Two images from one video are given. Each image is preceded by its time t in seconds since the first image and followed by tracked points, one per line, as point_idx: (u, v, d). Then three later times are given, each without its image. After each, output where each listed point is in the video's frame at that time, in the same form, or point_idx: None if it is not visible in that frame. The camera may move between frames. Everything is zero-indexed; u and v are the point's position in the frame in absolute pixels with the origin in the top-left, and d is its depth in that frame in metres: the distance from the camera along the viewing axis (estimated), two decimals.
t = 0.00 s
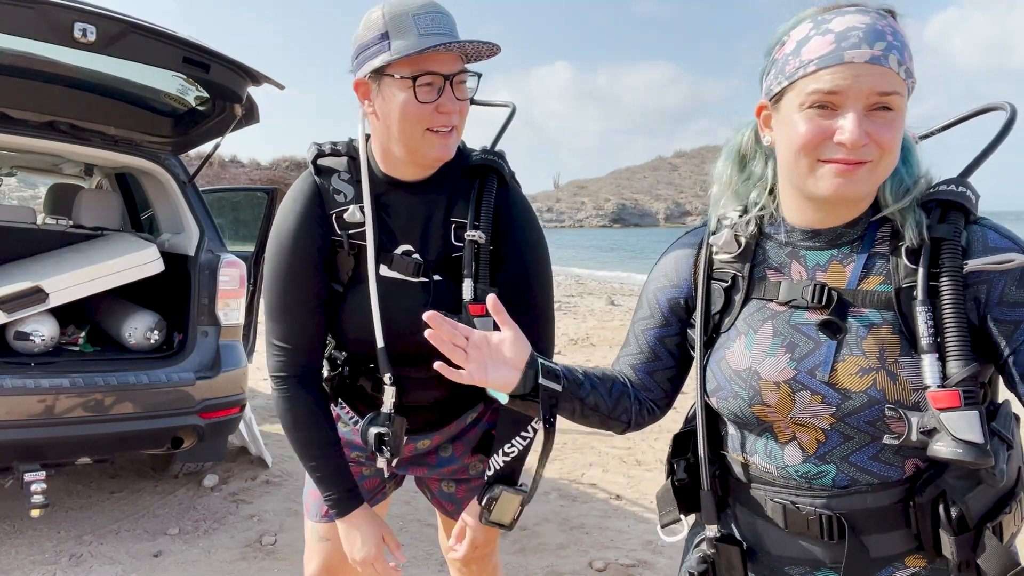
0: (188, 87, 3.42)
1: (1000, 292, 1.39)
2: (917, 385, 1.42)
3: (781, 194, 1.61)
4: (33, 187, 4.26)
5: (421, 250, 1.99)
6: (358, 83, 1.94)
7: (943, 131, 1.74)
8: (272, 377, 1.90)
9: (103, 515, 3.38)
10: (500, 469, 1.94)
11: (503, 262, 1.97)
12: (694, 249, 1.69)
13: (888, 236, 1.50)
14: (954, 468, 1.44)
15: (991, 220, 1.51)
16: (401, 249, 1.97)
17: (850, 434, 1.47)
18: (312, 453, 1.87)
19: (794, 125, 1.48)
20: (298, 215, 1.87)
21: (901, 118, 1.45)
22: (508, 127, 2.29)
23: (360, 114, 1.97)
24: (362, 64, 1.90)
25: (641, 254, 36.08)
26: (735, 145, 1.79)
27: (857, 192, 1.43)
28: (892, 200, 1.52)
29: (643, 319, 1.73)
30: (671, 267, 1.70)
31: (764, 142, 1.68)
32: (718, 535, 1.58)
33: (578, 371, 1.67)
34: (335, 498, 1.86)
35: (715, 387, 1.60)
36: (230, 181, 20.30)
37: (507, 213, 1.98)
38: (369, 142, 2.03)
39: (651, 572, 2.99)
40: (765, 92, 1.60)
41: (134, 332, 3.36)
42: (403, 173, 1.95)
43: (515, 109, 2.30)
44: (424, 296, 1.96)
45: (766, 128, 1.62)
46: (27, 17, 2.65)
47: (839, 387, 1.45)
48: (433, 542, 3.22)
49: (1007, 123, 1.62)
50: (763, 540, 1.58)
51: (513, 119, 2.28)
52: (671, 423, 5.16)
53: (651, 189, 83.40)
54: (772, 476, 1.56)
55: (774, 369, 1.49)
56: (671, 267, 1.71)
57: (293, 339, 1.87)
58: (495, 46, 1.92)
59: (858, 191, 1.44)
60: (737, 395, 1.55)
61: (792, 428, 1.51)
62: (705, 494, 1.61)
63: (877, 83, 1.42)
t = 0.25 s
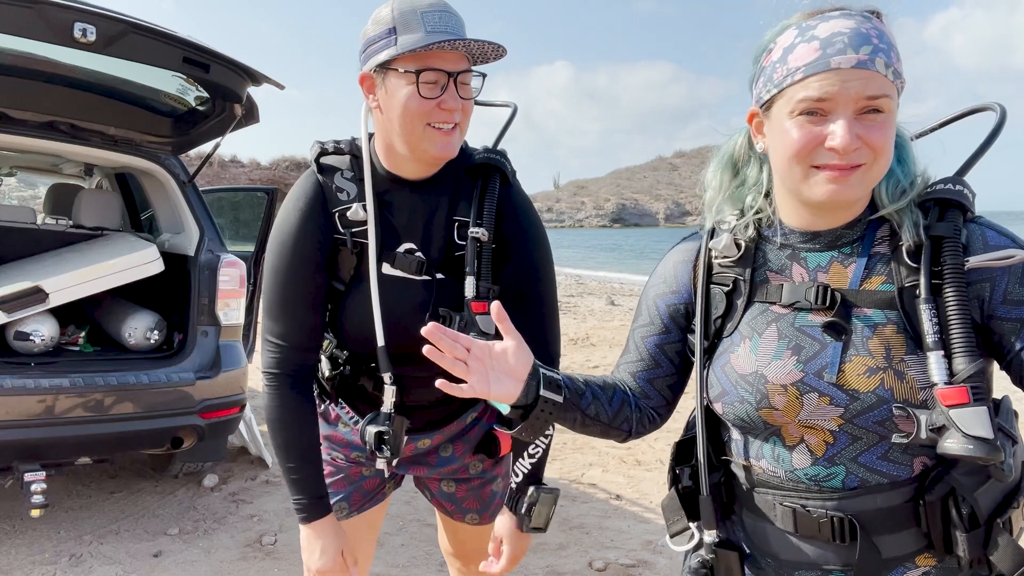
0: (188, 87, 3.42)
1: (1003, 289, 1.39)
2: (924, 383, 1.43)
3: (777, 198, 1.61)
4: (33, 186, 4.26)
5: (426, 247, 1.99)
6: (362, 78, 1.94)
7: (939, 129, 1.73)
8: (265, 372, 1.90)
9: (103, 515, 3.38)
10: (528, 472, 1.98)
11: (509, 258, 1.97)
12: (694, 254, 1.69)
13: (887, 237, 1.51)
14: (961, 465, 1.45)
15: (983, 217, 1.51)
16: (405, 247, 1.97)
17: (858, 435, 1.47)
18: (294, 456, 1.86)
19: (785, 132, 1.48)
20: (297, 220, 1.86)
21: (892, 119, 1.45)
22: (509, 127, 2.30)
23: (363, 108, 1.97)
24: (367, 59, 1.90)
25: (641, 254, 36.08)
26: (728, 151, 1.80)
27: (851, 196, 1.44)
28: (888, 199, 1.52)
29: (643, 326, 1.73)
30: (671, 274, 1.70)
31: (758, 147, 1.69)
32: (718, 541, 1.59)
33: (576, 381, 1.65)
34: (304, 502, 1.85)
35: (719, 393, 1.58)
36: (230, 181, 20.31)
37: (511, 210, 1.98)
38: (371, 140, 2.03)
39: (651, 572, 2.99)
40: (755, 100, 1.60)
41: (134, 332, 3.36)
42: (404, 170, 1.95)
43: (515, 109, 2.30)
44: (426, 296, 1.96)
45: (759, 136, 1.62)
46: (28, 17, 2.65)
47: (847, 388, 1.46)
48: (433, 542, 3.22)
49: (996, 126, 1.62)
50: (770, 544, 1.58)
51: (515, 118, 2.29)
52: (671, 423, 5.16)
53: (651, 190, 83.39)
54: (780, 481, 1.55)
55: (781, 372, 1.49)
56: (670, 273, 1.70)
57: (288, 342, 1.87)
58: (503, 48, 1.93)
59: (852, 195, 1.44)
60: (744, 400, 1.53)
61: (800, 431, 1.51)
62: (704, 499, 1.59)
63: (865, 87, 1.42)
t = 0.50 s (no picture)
0: (188, 87, 3.42)
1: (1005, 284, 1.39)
2: (929, 377, 1.43)
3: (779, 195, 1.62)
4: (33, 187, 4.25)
5: (427, 247, 1.99)
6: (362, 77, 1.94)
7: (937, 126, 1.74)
8: (259, 372, 1.90)
9: (103, 516, 3.38)
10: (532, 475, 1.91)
11: (510, 258, 1.96)
12: (695, 251, 1.68)
13: (890, 232, 1.51)
14: (964, 460, 1.46)
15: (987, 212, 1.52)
16: (405, 247, 1.97)
17: (862, 432, 1.47)
18: (280, 457, 1.87)
19: (784, 128, 1.48)
20: (296, 221, 1.86)
21: (891, 111, 1.45)
22: (510, 127, 2.29)
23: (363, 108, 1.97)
24: (368, 58, 1.90)
25: (640, 254, 36.09)
26: (729, 149, 1.80)
27: (852, 190, 1.44)
28: (891, 198, 1.51)
29: (643, 324, 1.72)
30: (672, 270, 1.68)
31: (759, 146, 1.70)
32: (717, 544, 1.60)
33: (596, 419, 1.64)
34: (287, 505, 1.85)
35: (722, 389, 1.59)
36: (230, 181, 20.31)
37: (512, 211, 1.98)
38: (371, 141, 2.03)
39: (651, 572, 2.99)
40: (753, 98, 1.60)
41: (134, 332, 3.36)
42: (403, 171, 1.96)
43: (515, 109, 2.30)
44: (427, 296, 1.96)
45: (758, 134, 1.62)
46: (28, 17, 2.65)
47: (853, 383, 1.45)
48: (433, 542, 3.22)
49: (994, 122, 1.62)
50: (773, 543, 1.58)
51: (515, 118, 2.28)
52: (671, 423, 5.16)
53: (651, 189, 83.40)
54: (784, 478, 1.55)
55: (785, 367, 1.49)
56: (671, 270, 1.69)
57: (286, 341, 1.87)
58: (503, 51, 1.93)
59: (853, 189, 1.44)
60: (748, 396, 1.54)
61: (805, 427, 1.51)
62: (704, 501, 1.59)
63: (862, 80, 1.42)
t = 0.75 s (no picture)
0: (188, 87, 3.42)
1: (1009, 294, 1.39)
2: (932, 380, 1.43)
3: (784, 195, 1.61)
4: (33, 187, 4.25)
5: (422, 249, 1.99)
6: (358, 78, 1.94)
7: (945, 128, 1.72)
8: (269, 376, 1.90)
9: (102, 515, 3.38)
10: (515, 478, 1.91)
11: (503, 266, 1.95)
12: (696, 251, 1.67)
13: (895, 233, 1.51)
14: (963, 463, 1.47)
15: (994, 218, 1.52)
16: (401, 250, 1.97)
17: (862, 435, 1.47)
18: (295, 458, 1.87)
19: (785, 124, 1.49)
20: (294, 223, 1.86)
21: (893, 107, 1.45)
22: (507, 127, 2.29)
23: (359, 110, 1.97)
24: (364, 59, 1.90)
25: (640, 254, 36.06)
26: (734, 148, 1.80)
27: (854, 185, 1.43)
28: (897, 199, 1.52)
29: (653, 332, 1.71)
30: (675, 270, 1.68)
31: (763, 146, 1.69)
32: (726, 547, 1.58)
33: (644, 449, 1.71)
34: (309, 505, 1.86)
35: (722, 389, 1.60)
36: (230, 181, 20.32)
37: (507, 218, 1.95)
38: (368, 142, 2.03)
39: (651, 572, 2.99)
40: (756, 98, 1.61)
41: (135, 332, 3.36)
42: (398, 173, 1.96)
43: (514, 108, 2.30)
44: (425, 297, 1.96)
45: (762, 132, 1.62)
46: (28, 17, 2.65)
47: (853, 385, 1.45)
48: (433, 542, 3.22)
49: (1004, 123, 1.62)
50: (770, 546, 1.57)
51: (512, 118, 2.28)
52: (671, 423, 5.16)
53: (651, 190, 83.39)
54: (782, 480, 1.55)
55: (785, 368, 1.49)
56: (673, 271, 1.69)
57: (287, 342, 1.87)
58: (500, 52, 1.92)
59: (855, 184, 1.43)
60: (747, 396, 1.54)
61: (803, 430, 1.51)
62: (710, 502, 1.60)
63: (863, 75, 1.42)
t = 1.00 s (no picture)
0: (188, 87, 3.42)
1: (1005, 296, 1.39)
2: (931, 385, 1.42)
3: (783, 197, 1.62)
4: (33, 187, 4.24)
5: (418, 251, 1.99)
6: (353, 78, 1.94)
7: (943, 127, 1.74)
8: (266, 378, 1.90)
9: (102, 515, 3.38)
10: (514, 477, 1.90)
11: (499, 265, 1.94)
12: (695, 252, 1.67)
13: (893, 236, 1.51)
14: (963, 467, 1.47)
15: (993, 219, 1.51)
16: (397, 250, 1.97)
17: (861, 439, 1.47)
18: (294, 459, 1.87)
19: (781, 126, 1.49)
20: (290, 223, 1.86)
21: (890, 108, 1.45)
22: (507, 127, 2.29)
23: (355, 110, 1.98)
24: (358, 59, 1.90)
25: (640, 254, 36.07)
26: (731, 150, 1.81)
27: (850, 186, 1.43)
28: (894, 200, 1.52)
29: (648, 331, 1.70)
30: (674, 270, 1.68)
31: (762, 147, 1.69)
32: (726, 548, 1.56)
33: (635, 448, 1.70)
34: (310, 506, 1.85)
35: (719, 392, 1.60)
36: (230, 181, 20.33)
37: (502, 218, 1.95)
38: (365, 141, 2.03)
39: (651, 572, 2.99)
40: (754, 99, 1.61)
41: (134, 332, 3.36)
42: (393, 174, 1.96)
43: (514, 109, 2.30)
44: (421, 299, 1.95)
45: (760, 134, 1.63)
46: (28, 17, 2.65)
47: (852, 389, 1.45)
48: (433, 542, 3.22)
49: (1005, 122, 1.62)
50: (769, 549, 1.58)
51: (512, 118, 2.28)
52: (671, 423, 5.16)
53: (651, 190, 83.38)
54: (779, 484, 1.56)
55: (783, 371, 1.49)
56: (672, 272, 1.68)
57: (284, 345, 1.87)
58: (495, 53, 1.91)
59: (851, 185, 1.43)
60: (744, 399, 1.54)
61: (801, 433, 1.51)
62: (710, 504, 1.61)
63: (859, 76, 1.42)
